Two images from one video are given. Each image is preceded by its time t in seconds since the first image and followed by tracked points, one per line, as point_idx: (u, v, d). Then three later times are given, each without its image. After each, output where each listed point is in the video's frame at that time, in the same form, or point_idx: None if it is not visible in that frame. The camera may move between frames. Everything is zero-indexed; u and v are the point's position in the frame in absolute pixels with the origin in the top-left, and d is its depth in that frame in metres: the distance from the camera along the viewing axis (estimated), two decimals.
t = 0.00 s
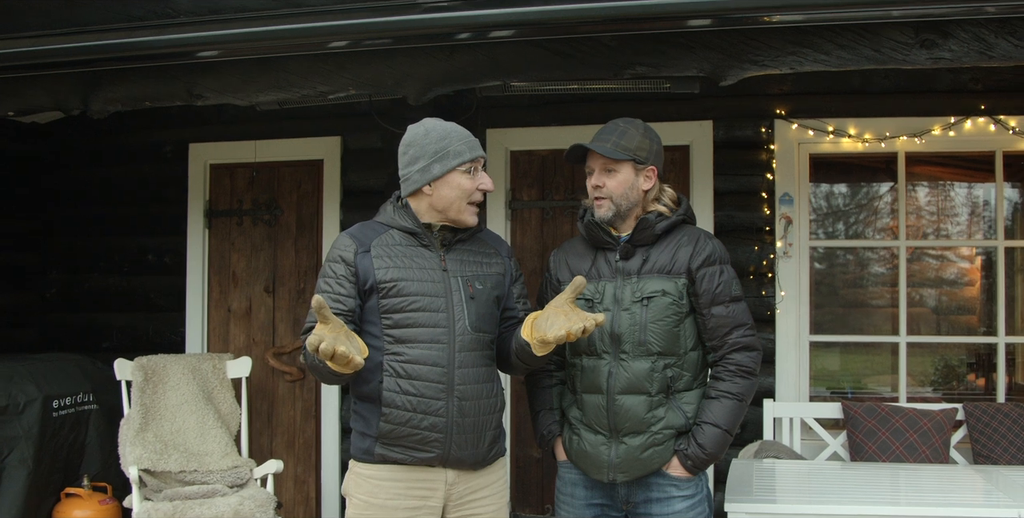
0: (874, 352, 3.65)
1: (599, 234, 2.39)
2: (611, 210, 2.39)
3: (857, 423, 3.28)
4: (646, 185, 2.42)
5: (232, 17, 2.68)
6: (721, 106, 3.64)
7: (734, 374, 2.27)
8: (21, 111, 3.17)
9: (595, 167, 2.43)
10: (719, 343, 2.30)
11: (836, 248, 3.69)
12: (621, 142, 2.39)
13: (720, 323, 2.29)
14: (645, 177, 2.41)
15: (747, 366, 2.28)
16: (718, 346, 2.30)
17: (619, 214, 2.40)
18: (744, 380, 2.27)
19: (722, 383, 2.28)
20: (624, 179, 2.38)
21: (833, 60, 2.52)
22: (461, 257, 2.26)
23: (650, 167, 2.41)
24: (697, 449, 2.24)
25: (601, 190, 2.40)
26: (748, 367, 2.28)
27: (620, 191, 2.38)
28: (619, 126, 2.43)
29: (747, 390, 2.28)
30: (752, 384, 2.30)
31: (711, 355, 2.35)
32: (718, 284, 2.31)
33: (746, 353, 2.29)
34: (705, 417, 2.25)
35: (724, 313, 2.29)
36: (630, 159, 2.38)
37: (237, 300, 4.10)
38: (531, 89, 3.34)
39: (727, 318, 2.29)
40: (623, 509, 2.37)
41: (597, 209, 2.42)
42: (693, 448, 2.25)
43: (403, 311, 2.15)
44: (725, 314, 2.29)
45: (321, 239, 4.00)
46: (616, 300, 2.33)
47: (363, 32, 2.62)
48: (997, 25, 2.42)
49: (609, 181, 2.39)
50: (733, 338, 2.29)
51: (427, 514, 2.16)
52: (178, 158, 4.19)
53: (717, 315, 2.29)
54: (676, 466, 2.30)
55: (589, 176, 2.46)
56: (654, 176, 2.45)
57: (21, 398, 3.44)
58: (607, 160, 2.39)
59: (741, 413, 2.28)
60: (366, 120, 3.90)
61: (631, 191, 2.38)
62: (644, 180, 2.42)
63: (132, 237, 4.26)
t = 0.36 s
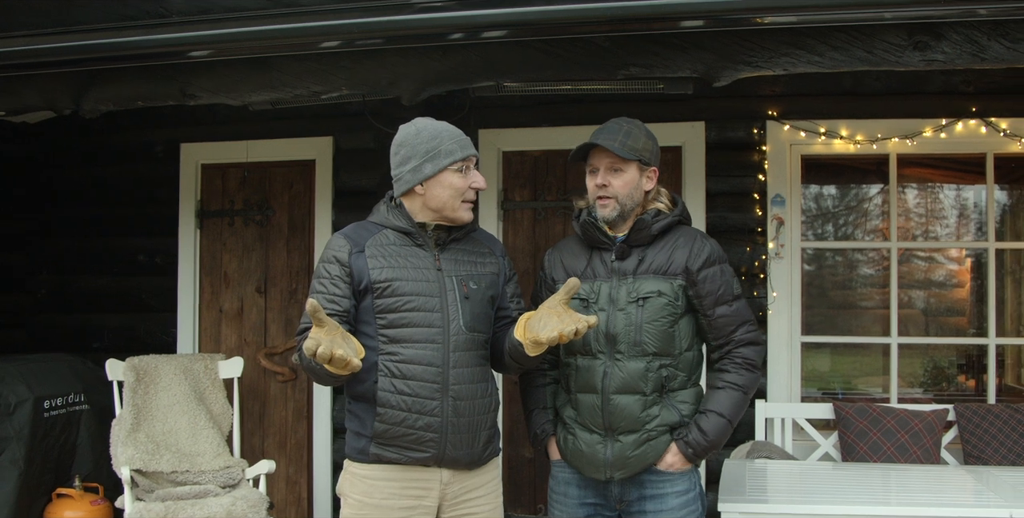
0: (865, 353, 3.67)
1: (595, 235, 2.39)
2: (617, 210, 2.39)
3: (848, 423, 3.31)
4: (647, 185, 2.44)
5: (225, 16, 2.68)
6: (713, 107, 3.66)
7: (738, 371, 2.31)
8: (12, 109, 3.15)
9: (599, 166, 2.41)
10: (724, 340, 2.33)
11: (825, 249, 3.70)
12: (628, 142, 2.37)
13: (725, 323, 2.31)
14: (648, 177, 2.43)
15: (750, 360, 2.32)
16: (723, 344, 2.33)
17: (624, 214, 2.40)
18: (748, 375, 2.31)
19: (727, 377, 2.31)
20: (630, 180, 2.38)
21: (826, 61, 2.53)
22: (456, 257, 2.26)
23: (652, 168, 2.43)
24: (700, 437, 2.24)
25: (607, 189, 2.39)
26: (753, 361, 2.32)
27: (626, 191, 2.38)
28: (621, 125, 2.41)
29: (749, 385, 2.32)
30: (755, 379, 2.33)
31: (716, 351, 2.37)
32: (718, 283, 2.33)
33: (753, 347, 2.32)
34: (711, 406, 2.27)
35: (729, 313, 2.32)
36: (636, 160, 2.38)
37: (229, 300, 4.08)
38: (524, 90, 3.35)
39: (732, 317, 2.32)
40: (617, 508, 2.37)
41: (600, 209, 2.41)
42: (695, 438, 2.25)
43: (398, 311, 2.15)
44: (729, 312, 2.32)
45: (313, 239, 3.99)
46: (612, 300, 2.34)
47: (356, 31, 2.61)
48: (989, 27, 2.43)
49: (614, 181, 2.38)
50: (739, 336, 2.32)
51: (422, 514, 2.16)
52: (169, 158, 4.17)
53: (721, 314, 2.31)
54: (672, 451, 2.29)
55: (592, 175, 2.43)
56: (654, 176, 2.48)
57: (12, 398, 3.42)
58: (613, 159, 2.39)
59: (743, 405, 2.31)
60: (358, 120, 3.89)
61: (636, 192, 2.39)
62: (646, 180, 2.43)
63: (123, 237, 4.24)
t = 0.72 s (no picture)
0: (860, 353, 3.68)
1: (593, 235, 2.39)
2: (620, 210, 2.38)
3: (844, 423, 3.31)
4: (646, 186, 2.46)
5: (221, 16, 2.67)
6: (709, 107, 3.66)
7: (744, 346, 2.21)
8: (7, 109, 3.14)
9: (603, 165, 2.39)
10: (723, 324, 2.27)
11: (819, 249, 3.72)
12: (634, 142, 2.35)
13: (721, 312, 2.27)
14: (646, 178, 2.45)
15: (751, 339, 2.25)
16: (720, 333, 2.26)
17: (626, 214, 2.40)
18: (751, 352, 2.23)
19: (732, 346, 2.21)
20: (633, 180, 2.38)
21: (822, 61, 2.53)
22: (451, 257, 2.25)
23: (651, 169, 2.44)
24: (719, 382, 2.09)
25: (611, 189, 2.37)
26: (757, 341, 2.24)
27: (630, 191, 2.38)
28: (624, 125, 2.40)
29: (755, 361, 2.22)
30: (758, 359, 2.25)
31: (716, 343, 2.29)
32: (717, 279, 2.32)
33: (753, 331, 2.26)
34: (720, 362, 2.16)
35: (724, 303, 2.28)
36: (640, 160, 2.38)
37: (224, 301, 4.07)
38: (520, 90, 3.34)
39: (727, 306, 2.28)
40: (614, 509, 2.37)
41: (604, 209, 2.39)
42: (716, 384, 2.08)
43: (393, 311, 2.14)
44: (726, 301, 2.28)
45: (309, 239, 3.98)
46: (611, 301, 2.34)
47: (351, 31, 2.61)
48: (985, 27, 2.44)
49: (619, 180, 2.37)
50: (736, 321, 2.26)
51: (419, 514, 2.16)
52: (164, 158, 4.16)
53: (719, 302, 2.28)
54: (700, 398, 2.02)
55: (596, 174, 2.40)
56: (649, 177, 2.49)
57: (7, 399, 3.40)
58: (618, 158, 2.37)
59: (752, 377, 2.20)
60: (354, 120, 3.89)
61: (638, 192, 2.40)
62: (644, 181, 2.45)
63: (118, 237, 4.23)
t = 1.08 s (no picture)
0: (854, 354, 3.68)
1: (588, 234, 2.39)
2: (603, 209, 2.39)
3: (839, 424, 3.33)
4: (637, 186, 2.42)
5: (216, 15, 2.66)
6: (705, 108, 3.66)
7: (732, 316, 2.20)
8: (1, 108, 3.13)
9: (588, 165, 2.42)
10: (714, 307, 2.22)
11: (814, 250, 3.71)
12: (617, 142, 2.36)
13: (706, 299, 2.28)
14: (638, 178, 2.41)
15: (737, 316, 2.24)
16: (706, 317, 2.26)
17: (611, 214, 2.40)
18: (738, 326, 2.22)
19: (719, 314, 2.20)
20: (617, 179, 2.37)
21: (818, 62, 2.53)
22: (446, 257, 2.25)
23: (643, 169, 2.40)
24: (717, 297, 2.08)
25: (593, 188, 2.39)
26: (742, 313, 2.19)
27: (613, 190, 2.37)
28: (614, 126, 2.41)
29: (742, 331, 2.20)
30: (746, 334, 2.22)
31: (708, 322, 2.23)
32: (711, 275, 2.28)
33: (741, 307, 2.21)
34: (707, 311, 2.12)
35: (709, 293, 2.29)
36: (625, 159, 2.36)
37: (219, 301, 4.06)
38: (516, 90, 3.34)
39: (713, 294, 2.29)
40: (607, 510, 2.36)
41: (588, 209, 2.41)
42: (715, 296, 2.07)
43: (387, 311, 2.13)
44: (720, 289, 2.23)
45: (304, 239, 3.97)
46: (604, 301, 2.33)
47: (346, 31, 2.60)
48: (981, 29, 2.44)
49: (601, 180, 2.38)
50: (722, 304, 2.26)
51: (413, 515, 2.15)
52: (159, 157, 4.14)
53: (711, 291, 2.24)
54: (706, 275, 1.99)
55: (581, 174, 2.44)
56: (646, 177, 2.45)
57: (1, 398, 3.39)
58: (602, 158, 2.38)
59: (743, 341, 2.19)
60: (350, 119, 3.88)
61: (623, 191, 2.38)
62: (636, 181, 2.41)
63: (112, 237, 4.21)
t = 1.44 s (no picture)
0: (851, 354, 3.68)
1: (584, 236, 2.40)
2: (586, 211, 2.40)
3: (836, 424, 3.32)
4: (623, 186, 2.39)
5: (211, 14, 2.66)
6: (701, 108, 3.66)
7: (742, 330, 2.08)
8: None
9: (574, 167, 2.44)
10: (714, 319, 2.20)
11: (810, 250, 3.73)
12: (595, 143, 2.37)
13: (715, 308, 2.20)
14: (622, 178, 2.38)
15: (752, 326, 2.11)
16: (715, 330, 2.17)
17: (595, 215, 2.41)
18: (749, 336, 2.07)
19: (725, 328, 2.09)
20: (597, 181, 2.37)
21: (814, 61, 2.53)
22: (443, 257, 2.24)
23: (627, 168, 2.37)
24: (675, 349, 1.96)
25: (577, 190, 2.41)
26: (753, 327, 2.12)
27: (593, 192, 2.38)
28: (601, 127, 2.41)
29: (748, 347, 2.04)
30: (756, 346, 2.07)
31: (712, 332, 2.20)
32: (709, 279, 2.25)
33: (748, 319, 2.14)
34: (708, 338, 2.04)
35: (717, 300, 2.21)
36: (605, 160, 2.36)
37: (214, 301, 4.05)
38: (512, 89, 3.34)
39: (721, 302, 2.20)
40: (600, 509, 2.36)
41: (576, 210, 2.44)
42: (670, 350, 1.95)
43: (383, 311, 2.13)
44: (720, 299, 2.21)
45: (299, 238, 3.96)
46: (599, 302, 2.33)
47: (341, 30, 2.59)
48: (978, 27, 2.44)
49: (583, 182, 2.40)
50: (734, 311, 2.18)
51: (409, 516, 2.14)
52: (155, 157, 4.13)
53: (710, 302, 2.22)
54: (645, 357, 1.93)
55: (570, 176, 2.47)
56: (634, 177, 2.41)
57: None
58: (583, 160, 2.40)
59: (741, 358, 2.02)
60: (345, 119, 3.87)
61: (605, 193, 2.38)
62: (621, 181, 2.39)
63: (108, 236, 4.20)
